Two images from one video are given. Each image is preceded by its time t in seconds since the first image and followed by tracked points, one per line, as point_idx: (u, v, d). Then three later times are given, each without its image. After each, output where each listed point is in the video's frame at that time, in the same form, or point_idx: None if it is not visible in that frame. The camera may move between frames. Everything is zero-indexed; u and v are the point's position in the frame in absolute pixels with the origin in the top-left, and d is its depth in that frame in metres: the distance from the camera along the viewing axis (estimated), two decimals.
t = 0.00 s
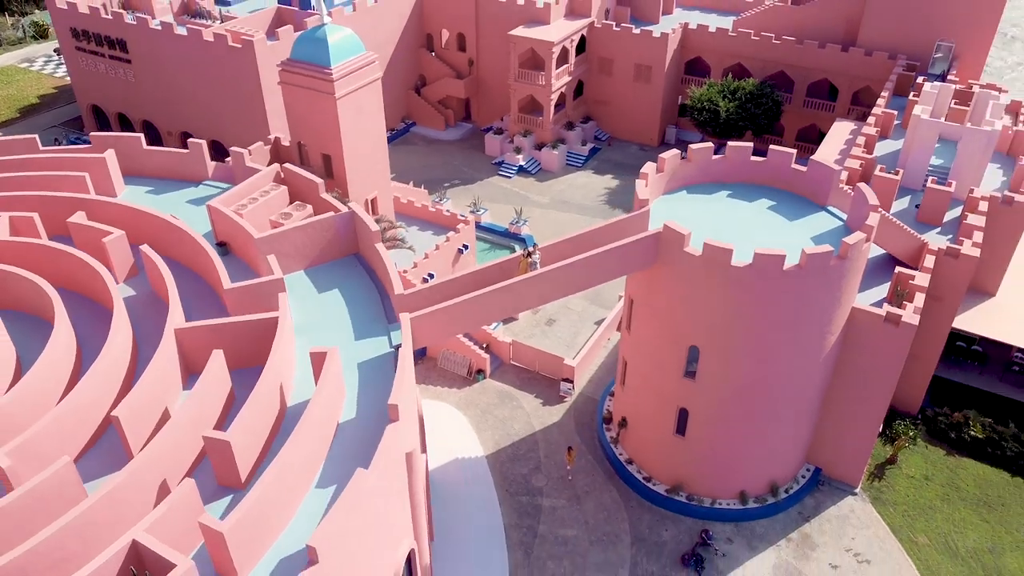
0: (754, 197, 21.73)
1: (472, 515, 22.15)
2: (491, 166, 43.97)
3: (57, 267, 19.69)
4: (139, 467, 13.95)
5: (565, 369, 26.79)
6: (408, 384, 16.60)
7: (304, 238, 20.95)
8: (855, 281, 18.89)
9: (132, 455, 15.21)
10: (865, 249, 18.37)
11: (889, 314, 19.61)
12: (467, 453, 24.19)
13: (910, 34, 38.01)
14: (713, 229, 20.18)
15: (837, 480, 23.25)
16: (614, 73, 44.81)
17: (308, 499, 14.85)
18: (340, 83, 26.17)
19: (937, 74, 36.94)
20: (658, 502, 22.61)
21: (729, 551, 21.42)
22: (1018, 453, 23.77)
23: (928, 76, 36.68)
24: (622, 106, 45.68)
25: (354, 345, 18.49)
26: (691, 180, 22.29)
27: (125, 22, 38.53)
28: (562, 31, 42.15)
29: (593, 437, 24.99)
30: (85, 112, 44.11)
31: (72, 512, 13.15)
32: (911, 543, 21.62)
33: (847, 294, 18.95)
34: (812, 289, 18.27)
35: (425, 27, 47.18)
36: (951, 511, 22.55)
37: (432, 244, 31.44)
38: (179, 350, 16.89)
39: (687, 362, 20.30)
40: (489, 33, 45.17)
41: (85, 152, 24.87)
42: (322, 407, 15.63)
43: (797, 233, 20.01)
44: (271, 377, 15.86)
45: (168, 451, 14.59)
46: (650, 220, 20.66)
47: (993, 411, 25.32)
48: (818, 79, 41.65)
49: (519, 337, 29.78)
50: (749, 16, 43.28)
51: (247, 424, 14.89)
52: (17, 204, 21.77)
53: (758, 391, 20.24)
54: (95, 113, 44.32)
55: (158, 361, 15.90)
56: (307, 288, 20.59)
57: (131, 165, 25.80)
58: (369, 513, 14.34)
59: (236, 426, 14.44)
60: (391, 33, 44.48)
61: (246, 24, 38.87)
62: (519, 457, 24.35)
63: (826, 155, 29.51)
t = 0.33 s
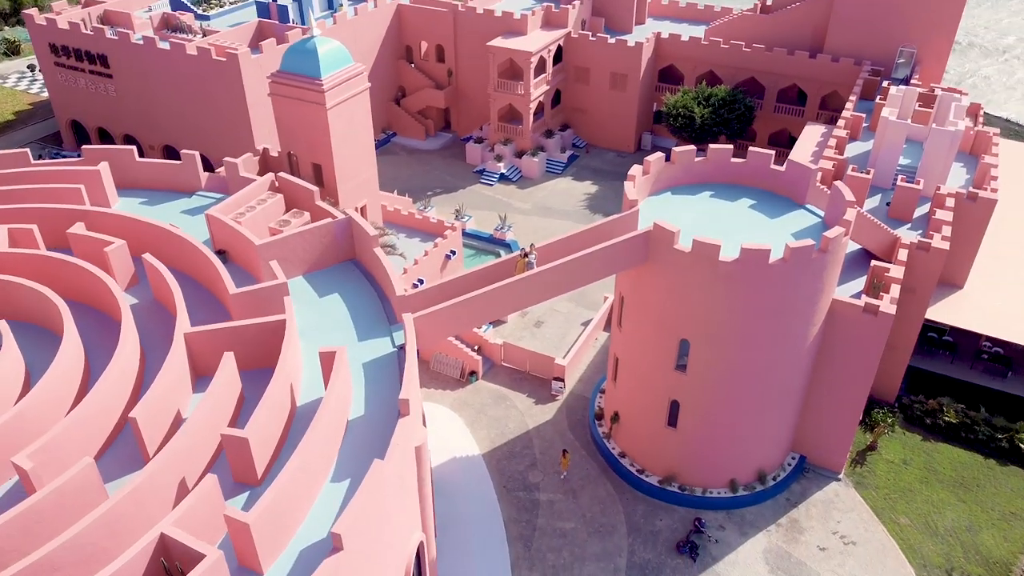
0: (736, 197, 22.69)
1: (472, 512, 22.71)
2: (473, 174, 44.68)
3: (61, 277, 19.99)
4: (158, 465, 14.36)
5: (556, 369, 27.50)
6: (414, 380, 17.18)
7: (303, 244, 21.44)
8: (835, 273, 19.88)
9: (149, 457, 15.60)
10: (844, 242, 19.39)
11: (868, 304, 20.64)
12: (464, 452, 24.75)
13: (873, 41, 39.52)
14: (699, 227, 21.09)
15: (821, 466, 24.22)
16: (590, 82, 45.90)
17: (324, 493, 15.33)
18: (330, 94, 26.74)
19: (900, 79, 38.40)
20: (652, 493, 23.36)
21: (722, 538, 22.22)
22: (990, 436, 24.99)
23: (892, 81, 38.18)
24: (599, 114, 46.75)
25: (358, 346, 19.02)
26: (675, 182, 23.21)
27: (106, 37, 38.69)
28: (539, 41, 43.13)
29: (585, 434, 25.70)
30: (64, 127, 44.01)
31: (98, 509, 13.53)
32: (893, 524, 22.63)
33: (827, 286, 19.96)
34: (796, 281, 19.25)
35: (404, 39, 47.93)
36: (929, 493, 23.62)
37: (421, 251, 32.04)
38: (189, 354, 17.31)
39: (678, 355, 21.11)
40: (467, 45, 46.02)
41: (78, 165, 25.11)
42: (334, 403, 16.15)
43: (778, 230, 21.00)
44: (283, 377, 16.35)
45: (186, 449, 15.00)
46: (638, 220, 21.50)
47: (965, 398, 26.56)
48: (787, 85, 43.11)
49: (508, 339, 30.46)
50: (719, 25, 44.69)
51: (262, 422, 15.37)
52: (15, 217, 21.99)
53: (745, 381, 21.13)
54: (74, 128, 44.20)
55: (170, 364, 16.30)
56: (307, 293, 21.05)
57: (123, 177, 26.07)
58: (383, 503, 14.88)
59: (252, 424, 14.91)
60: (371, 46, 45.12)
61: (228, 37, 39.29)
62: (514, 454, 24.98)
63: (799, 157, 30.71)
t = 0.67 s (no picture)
0: (719, 199, 23.61)
1: (471, 510, 23.25)
2: (456, 184, 45.38)
3: (65, 287, 20.32)
4: (178, 464, 14.80)
5: (548, 370, 28.18)
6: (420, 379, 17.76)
7: (302, 252, 21.93)
8: (817, 268, 20.82)
9: (164, 459, 16.01)
10: (825, 239, 20.35)
11: (847, 299, 21.63)
12: (461, 452, 25.31)
13: (842, 50, 40.97)
14: (686, 228, 21.95)
15: (806, 457, 25.15)
16: (569, 92, 46.91)
17: (337, 488, 15.84)
18: (322, 105, 27.29)
19: (868, 85, 39.87)
20: (645, 487, 24.10)
21: (714, 528, 23.00)
22: (964, 424, 26.17)
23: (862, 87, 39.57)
24: (579, 124, 47.74)
25: (361, 349, 19.55)
26: (661, 186, 24.10)
27: (90, 53, 38.90)
28: (519, 53, 44.03)
29: (578, 432, 26.39)
30: (47, 143, 44.00)
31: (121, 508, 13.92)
32: (876, 509, 23.59)
33: (810, 282, 20.92)
34: (780, 277, 20.17)
35: (386, 53, 48.64)
36: (909, 479, 24.63)
37: (411, 258, 32.61)
38: (198, 359, 17.74)
39: (669, 351, 21.91)
40: (448, 57, 46.82)
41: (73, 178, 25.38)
42: (343, 401, 16.66)
43: (761, 229, 21.94)
44: (292, 378, 16.83)
45: (202, 449, 15.43)
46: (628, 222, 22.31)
47: (939, 388, 27.74)
48: (760, 93, 44.43)
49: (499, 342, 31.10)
50: (694, 36, 45.98)
51: (276, 421, 15.85)
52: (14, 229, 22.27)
53: (734, 375, 21.99)
54: (57, 144, 44.19)
55: (181, 368, 16.73)
56: (307, 298, 21.53)
57: (118, 190, 26.39)
58: (396, 496, 15.41)
59: (267, 422, 15.40)
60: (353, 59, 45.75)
61: (212, 52, 39.70)
62: (510, 453, 25.59)
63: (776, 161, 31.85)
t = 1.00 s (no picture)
0: (704, 202, 24.55)
1: (472, 508, 23.80)
2: (443, 194, 46.05)
3: (72, 297, 20.74)
4: (196, 463, 15.26)
5: (541, 372, 28.87)
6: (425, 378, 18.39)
7: (304, 258, 22.45)
8: (800, 266, 21.78)
9: (180, 459, 16.47)
10: (807, 239, 21.31)
11: (830, 295, 22.61)
12: (459, 453, 25.89)
13: (814, 59, 42.41)
14: (675, 229, 22.82)
15: (793, 450, 26.07)
16: (551, 103, 47.90)
17: (350, 483, 16.38)
18: (316, 117, 27.86)
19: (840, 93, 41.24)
20: (640, 482, 24.85)
21: (707, 519, 23.80)
22: (941, 415, 27.39)
23: (834, 95, 40.97)
24: (561, 134, 48.74)
25: (365, 350, 20.12)
26: (648, 190, 24.97)
27: (77, 68, 39.12)
28: (503, 65, 44.90)
29: (572, 431, 27.09)
30: (32, 159, 44.01)
31: (144, 504, 14.36)
32: (861, 498, 24.54)
33: (794, 278, 21.88)
34: (766, 275, 21.10)
35: (370, 66, 49.35)
36: (891, 469, 25.64)
37: (403, 266, 33.17)
38: (207, 363, 18.22)
39: (661, 349, 22.70)
40: (431, 70, 47.63)
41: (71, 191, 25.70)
42: (353, 400, 17.23)
43: (745, 230, 22.88)
44: (302, 378, 17.35)
45: (218, 448, 15.91)
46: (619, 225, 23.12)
47: (917, 382, 28.87)
48: (737, 101, 45.73)
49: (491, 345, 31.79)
50: (671, 47, 47.25)
51: (289, 420, 16.37)
52: (17, 241, 22.63)
53: (723, 371, 22.83)
54: (43, 159, 44.23)
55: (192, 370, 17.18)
56: (309, 304, 22.06)
57: (115, 202, 26.77)
58: (408, 488, 15.98)
59: (280, 421, 15.92)
60: (338, 72, 46.38)
61: (200, 66, 40.12)
62: (507, 452, 26.22)
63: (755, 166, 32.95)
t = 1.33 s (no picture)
0: (691, 206, 25.46)
1: (473, 506, 24.39)
2: (431, 204, 46.75)
3: (80, 305, 21.18)
4: (214, 460, 15.75)
5: (535, 374, 29.55)
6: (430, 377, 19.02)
7: (306, 264, 23.03)
8: (786, 264, 22.69)
9: (195, 459, 16.96)
10: (792, 239, 22.24)
11: (814, 293, 23.55)
12: (458, 454, 26.49)
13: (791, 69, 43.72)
14: (665, 232, 23.67)
15: (781, 444, 26.95)
16: (537, 113, 48.84)
17: (362, 478, 16.95)
18: (312, 128, 28.46)
19: (816, 101, 42.48)
20: (634, 477, 25.58)
21: (701, 512, 24.57)
22: (921, 408, 28.49)
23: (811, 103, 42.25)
24: (546, 143, 49.69)
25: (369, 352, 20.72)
26: (638, 195, 25.84)
27: (68, 83, 39.43)
28: (488, 77, 45.74)
29: (567, 431, 27.78)
30: (21, 173, 44.17)
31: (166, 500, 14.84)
32: (847, 488, 25.45)
33: (780, 277, 22.80)
34: (754, 273, 22.00)
35: (357, 78, 50.04)
36: (875, 460, 26.61)
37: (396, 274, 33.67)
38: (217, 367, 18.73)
39: (653, 347, 23.50)
40: (418, 82, 48.40)
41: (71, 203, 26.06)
42: (362, 399, 17.82)
43: (731, 231, 23.80)
44: (312, 378, 17.90)
45: (235, 446, 16.42)
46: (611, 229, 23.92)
47: (898, 377, 29.93)
48: (717, 110, 46.95)
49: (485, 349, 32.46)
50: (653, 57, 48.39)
51: (301, 418, 16.91)
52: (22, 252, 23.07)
53: (714, 367, 23.65)
54: (32, 173, 44.36)
55: (205, 372, 17.68)
56: (312, 309, 22.62)
57: (115, 213, 27.19)
58: (418, 481, 16.55)
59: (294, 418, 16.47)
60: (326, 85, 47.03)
61: (191, 80, 40.59)
62: (505, 452, 26.85)
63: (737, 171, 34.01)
